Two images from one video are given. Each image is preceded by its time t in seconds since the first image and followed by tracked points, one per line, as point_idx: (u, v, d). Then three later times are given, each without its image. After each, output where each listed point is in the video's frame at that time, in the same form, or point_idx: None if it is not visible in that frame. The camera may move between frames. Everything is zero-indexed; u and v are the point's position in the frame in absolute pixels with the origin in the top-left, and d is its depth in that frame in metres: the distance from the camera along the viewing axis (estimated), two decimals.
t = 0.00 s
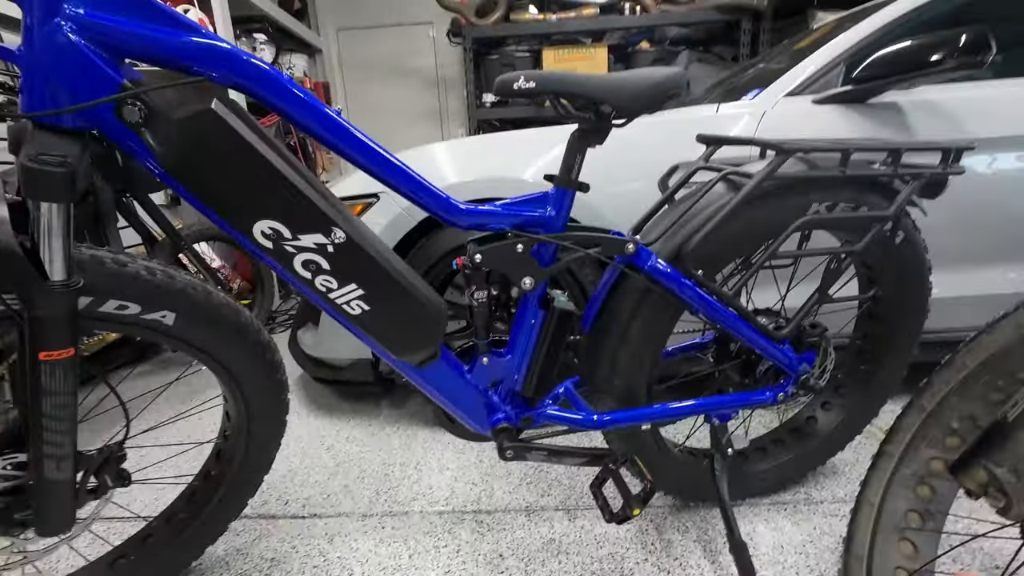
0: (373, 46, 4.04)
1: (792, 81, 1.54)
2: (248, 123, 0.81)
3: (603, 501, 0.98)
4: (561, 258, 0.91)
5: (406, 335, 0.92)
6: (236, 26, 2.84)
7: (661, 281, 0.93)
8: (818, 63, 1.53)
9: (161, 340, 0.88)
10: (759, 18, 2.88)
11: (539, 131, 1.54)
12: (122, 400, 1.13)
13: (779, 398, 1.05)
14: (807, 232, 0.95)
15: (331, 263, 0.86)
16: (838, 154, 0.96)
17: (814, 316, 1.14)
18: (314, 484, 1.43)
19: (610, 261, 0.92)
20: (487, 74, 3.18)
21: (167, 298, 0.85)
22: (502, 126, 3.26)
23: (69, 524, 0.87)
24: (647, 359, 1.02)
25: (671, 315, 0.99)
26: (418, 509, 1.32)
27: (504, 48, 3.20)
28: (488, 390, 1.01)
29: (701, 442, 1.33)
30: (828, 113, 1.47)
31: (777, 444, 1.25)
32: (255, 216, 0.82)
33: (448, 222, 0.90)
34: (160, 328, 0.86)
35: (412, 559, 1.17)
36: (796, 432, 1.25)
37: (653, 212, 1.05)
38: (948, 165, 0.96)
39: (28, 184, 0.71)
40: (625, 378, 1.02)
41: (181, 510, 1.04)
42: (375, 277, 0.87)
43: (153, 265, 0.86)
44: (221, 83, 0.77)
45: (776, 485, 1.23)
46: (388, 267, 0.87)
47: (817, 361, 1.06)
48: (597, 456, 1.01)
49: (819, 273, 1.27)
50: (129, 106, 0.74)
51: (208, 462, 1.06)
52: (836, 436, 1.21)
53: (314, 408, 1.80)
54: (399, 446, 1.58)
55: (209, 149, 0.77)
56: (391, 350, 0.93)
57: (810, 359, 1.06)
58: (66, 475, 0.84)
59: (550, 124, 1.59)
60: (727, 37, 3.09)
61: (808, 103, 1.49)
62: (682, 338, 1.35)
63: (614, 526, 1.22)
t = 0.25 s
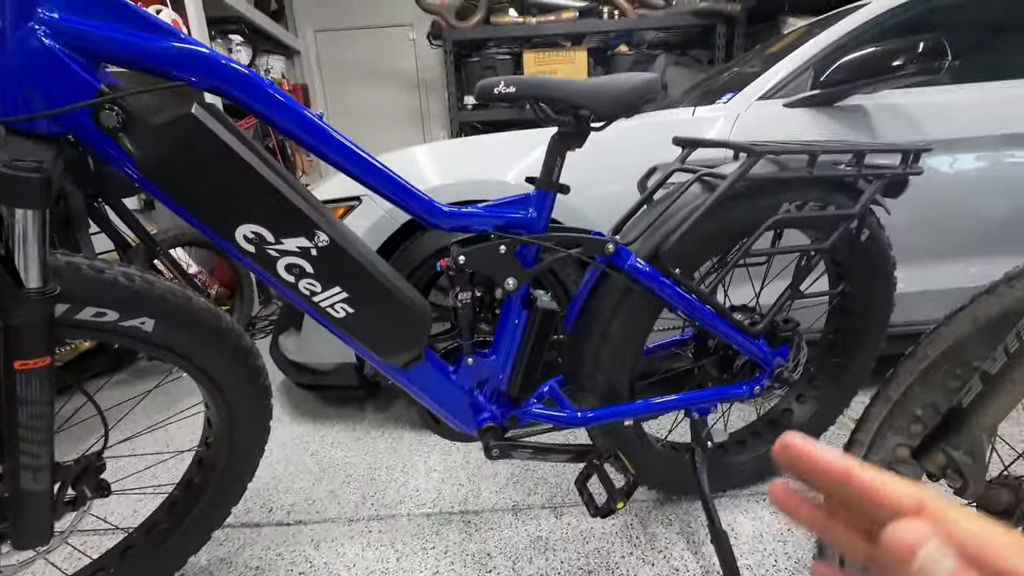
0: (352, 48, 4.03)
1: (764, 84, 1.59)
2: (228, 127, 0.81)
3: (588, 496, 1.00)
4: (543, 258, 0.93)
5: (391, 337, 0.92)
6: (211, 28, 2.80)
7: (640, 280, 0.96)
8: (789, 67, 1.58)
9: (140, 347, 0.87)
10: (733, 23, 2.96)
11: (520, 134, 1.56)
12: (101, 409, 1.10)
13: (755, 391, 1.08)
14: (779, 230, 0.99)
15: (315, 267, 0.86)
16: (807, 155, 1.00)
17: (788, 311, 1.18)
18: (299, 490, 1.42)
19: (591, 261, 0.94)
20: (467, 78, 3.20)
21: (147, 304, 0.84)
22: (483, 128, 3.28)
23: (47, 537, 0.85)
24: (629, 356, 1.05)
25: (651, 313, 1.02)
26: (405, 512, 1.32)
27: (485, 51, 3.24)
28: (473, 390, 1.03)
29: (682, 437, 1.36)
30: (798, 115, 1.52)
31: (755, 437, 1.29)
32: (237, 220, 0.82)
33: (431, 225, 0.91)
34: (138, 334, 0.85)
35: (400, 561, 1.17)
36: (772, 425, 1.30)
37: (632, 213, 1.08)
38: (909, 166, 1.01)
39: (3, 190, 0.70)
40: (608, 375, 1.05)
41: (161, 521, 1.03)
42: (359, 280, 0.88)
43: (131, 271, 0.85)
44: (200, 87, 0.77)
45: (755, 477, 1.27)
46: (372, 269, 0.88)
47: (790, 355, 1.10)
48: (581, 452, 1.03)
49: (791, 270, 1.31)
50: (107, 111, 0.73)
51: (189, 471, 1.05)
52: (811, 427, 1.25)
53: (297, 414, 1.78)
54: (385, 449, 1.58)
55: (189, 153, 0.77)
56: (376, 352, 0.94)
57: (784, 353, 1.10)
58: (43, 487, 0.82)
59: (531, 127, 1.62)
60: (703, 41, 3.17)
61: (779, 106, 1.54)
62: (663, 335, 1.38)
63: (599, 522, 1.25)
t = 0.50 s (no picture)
0: (333, 48, 3.99)
1: (745, 85, 1.62)
2: (209, 125, 0.79)
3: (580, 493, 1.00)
4: (532, 257, 0.94)
5: (379, 338, 0.92)
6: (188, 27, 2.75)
7: (628, 277, 0.97)
8: (768, 68, 1.62)
9: (117, 353, 0.84)
10: (714, 25, 3.01)
11: (505, 134, 1.57)
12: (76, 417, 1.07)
13: (741, 385, 1.10)
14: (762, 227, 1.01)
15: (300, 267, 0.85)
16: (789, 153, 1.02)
17: (772, 307, 1.21)
18: (286, 496, 1.40)
19: (580, 259, 0.94)
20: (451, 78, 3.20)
21: (124, 308, 0.81)
22: (468, 129, 3.28)
23: (21, 551, 0.82)
24: (617, 353, 1.05)
25: (639, 310, 1.03)
26: (395, 515, 1.31)
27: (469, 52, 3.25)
28: (463, 390, 1.02)
29: (670, 432, 1.37)
30: (778, 115, 1.55)
31: (741, 431, 1.31)
32: (219, 221, 0.80)
33: (419, 224, 0.91)
34: (115, 339, 0.82)
35: (391, 565, 1.16)
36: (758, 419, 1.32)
37: (618, 211, 1.08)
38: (886, 163, 1.04)
39: None
40: (597, 373, 1.05)
41: (142, 532, 1.00)
42: (346, 280, 0.87)
43: (108, 274, 0.83)
44: (178, 84, 0.76)
45: (742, 470, 1.29)
46: (359, 269, 0.87)
47: (775, 349, 1.12)
48: (572, 450, 1.03)
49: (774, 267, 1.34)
50: (81, 109, 0.71)
51: (171, 480, 1.02)
52: (795, 420, 1.28)
53: (283, 418, 1.75)
54: (373, 453, 1.56)
55: (168, 152, 0.75)
56: (363, 354, 0.93)
57: (769, 347, 1.12)
58: (17, 500, 0.79)
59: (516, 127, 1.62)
60: (684, 42, 3.22)
61: (760, 106, 1.57)
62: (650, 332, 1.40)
63: (590, 519, 1.25)
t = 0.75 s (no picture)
0: (314, 46, 3.94)
1: (724, 82, 1.64)
2: (177, 118, 0.77)
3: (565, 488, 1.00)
4: (513, 252, 0.93)
5: (358, 335, 0.91)
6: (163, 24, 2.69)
7: (610, 271, 0.97)
8: (747, 65, 1.64)
9: (84, 356, 0.81)
10: (695, 24, 3.05)
11: (487, 131, 1.56)
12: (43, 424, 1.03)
13: (723, 377, 1.11)
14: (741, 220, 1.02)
15: (275, 264, 0.84)
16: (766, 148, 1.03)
17: (752, 300, 1.22)
18: (268, 500, 1.38)
19: (562, 254, 0.95)
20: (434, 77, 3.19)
21: (91, 309, 0.78)
22: (452, 127, 3.27)
23: None
24: (600, 347, 1.06)
25: (621, 304, 1.03)
26: (380, 516, 1.29)
27: (453, 50, 3.25)
28: (446, 388, 1.02)
29: (655, 426, 1.38)
30: (757, 111, 1.57)
31: (724, 423, 1.32)
32: (189, 217, 0.79)
33: (399, 220, 0.90)
34: (82, 342, 0.79)
35: (376, 566, 1.15)
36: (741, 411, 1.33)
37: (600, 206, 1.09)
38: (859, 157, 1.06)
39: None
40: (581, 368, 1.06)
41: (116, 541, 0.97)
42: (322, 277, 0.86)
43: (73, 275, 0.80)
44: (143, 76, 0.73)
45: (725, 462, 1.30)
46: (336, 266, 0.86)
47: (755, 342, 1.14)
48: (556, 445, 1.03)
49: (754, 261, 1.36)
50: (40, 101, 0.69)
51: (145, 486, 0.99)
52: (776, 412, 1.30)
53: (265, 421, 1.73)
54: (358, 454, 1.55)
55: (133, 146, 0.73)
56: (343, 352, 0.92)
57: (749, 340, 1.13)
58: None
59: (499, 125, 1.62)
60: (666, 40, 3.25)
61: (740, 102, 1.59)
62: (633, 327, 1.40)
63: (576, 514, 1.25)
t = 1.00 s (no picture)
0: (295, 42, 3.90)
1: (705, 77, 1.65)
2: (147, 110, 0.76)
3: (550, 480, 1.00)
4: (495, 245, 0.94)
5: (338, 330, 0.90)
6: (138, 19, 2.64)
7: (592, 263, 0.97)
8: (728, 59, 1.66)
9: (54, 355, 0.79)
10: (678, 20, 3.07)
11: (470, 126, 1.56)
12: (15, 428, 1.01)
13: (706, 367, 1.12)
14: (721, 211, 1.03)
15: (251, 259, 0.83)
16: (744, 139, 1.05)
17: (733, 290, 1.24)
18: (252, 501, 1.36)
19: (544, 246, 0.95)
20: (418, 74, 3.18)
21: (60, 306, 0.76)
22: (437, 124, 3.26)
23: None
24: (584, 340, 1.06)
25: (604, 296, 1.04)
26: (367, 514, 1.29)
27: (437, 46, 3.23)
28: (430, 382, 1.01)
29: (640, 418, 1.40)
30: (738, 105, 1.59)
31: (708, 413, 1.33)
32: (161, 210, 0.77)
33: (379, 213, 0.90)
34: (51, 340, 0.77)
35: (363, 563, 1.14)
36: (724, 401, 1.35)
37: (583, 197, 1.09)
38: (835, 148, 1.08)
39: None
40: (565, 360, 1.06)
41: (93, 544, 0.96)
42: (301, 271, 0.85)
43: (41, 272, 0.78)
44: (110, 65, 0.72)
45: (709, 451, 1.32)
46: (314, 260, 0.86)
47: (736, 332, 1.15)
48: (541, 437, 1.03)
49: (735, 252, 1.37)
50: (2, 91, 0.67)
51: (123, 488, 0.98)
52: (759, 401, 1.31)
53: (250, 422, 1.71)
54: (344, 452, 1.54)
55: (101, 138, 0.72)
56: (323, 346, 0.91)
57: (730, 330, 1.15)
58: None
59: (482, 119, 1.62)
60: (649, 36, 3.27)
61: (721, 96, 1.61)
62: (618, 320, 1.41)
63: (563, 507, 1.26)
